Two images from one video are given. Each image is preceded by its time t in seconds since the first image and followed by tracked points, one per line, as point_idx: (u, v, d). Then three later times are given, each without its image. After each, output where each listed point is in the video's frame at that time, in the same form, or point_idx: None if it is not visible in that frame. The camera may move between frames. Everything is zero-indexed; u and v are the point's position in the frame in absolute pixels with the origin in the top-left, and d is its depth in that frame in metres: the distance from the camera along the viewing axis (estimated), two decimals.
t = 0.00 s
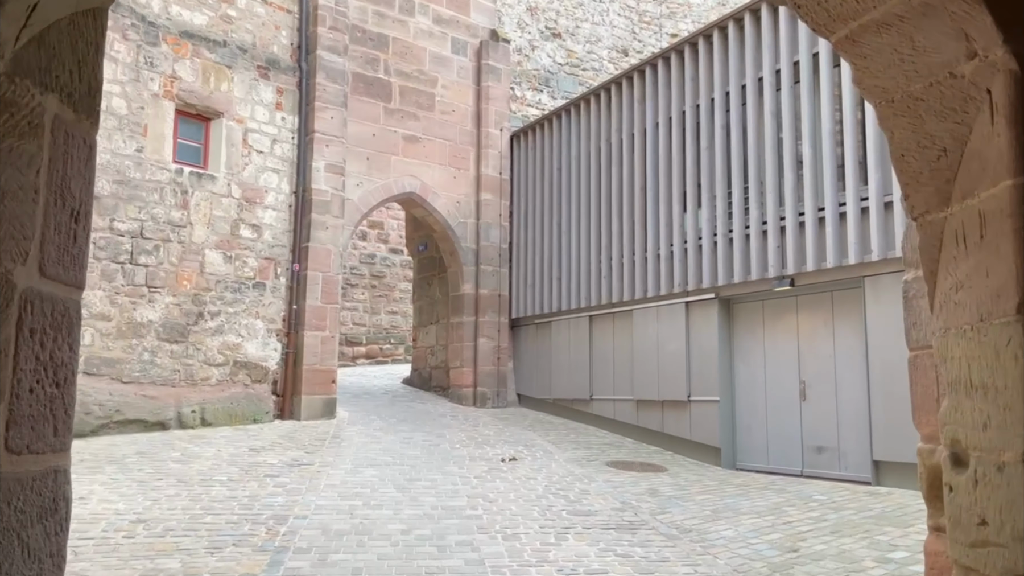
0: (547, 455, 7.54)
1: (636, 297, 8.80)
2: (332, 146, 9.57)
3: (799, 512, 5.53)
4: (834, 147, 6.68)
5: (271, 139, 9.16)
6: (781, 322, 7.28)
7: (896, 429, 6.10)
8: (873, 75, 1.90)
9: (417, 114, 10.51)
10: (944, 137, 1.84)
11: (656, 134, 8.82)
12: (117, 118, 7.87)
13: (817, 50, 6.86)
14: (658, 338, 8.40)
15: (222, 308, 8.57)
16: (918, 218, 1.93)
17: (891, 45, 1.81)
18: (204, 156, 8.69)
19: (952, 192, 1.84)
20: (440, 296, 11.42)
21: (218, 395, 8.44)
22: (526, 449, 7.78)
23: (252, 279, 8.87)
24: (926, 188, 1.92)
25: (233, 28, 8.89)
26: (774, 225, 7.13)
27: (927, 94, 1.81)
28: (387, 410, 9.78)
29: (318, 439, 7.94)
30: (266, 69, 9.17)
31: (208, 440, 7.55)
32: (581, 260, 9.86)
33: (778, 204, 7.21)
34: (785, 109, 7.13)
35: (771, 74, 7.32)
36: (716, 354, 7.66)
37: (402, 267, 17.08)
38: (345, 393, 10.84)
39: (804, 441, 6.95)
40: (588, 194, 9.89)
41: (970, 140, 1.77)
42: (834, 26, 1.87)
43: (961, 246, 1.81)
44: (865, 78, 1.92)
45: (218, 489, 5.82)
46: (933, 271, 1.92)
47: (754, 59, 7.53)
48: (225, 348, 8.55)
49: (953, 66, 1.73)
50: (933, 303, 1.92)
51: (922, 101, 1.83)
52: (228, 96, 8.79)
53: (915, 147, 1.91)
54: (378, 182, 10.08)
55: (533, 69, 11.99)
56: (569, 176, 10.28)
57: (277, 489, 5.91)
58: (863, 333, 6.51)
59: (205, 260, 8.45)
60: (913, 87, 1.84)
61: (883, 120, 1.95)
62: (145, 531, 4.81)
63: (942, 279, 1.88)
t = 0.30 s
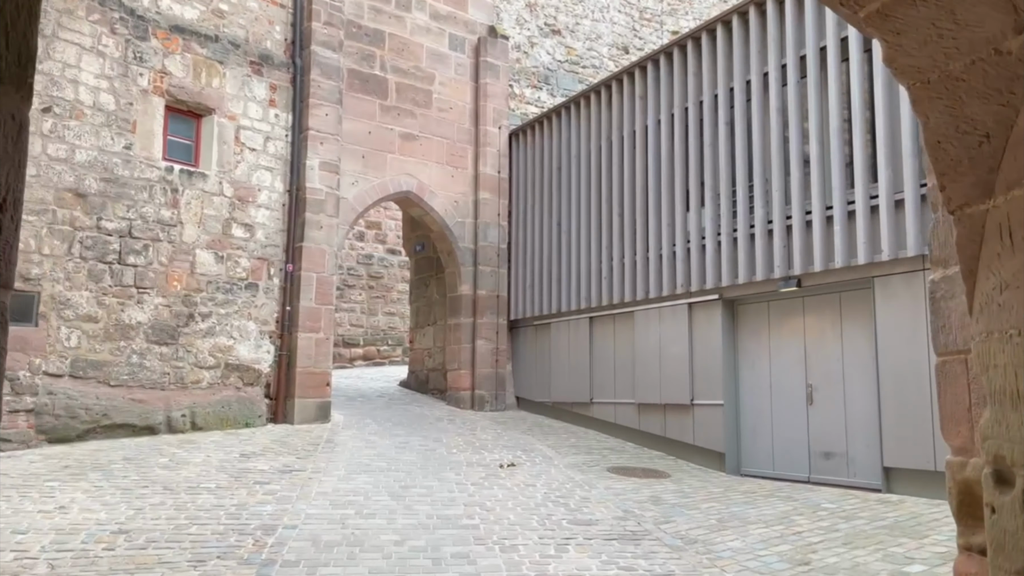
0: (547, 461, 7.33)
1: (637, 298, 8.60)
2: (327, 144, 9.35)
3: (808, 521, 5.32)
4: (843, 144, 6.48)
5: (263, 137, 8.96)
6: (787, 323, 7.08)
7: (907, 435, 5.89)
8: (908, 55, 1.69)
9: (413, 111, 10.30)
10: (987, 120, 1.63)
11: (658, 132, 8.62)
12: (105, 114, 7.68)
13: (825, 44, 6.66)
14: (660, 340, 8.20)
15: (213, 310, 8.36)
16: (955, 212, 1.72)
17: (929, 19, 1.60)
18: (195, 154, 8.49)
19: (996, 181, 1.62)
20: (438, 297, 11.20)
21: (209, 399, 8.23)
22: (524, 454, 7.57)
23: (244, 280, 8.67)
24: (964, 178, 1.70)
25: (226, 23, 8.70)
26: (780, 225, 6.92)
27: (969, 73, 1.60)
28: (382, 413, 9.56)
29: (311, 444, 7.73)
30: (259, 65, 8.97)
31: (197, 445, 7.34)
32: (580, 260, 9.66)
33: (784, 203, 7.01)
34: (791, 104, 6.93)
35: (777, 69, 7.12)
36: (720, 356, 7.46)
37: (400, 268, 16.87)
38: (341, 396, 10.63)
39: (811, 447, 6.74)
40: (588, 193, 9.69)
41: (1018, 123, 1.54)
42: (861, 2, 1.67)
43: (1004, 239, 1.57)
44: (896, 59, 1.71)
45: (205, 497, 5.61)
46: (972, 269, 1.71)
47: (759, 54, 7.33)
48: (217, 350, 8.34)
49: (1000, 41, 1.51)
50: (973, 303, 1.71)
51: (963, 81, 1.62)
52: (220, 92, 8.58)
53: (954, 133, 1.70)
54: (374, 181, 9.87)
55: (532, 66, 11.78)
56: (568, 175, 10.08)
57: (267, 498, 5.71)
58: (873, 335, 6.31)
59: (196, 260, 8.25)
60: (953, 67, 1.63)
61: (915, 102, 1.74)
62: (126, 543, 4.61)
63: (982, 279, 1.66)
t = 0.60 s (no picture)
0: (545, 468, 7.13)
1: (638, 300, 8.40)
2: (321, 143, 9.16)
3: (816, 533, 5.11)
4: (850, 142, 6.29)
5: (255, 135, 8.75)
6: (792, 326, 6.87)
7: (916, 443, 5.70)
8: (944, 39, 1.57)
9: (409, 110, 10.10)
10: None
11: (659, 130, 8.42)
12: (91, 111, 7.49)
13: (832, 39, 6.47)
14: (661, 344, 8.01)
15: (203, 312, 8.16)
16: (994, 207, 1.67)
17: None
18: (185, 153, 8.29)
19: None
20: (434, 299, 11.00)
21: (199, 404, 8.01)
22: (522, 460, 7.36)
23: (236, 281, 8.47)
24: (1003, 169, 1.65)
25: (217, 19, 8.50)
26: (785, 225, 6.72)
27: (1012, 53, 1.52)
28: (377, 418, 9.36)
29: (303, 450, 7.52)
30: (251, 62, 8.77)
31: (185, 452, 7.13)
32: (580, 261, 9.46)
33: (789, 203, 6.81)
34: (797, 101, 6.73)
35: (782, 65, 6.93)
36: (723, 360, 7.26)
37: (397, 269, 16.65)
38: (335, 400, 10.42)
39: (817, 454, 6.55)
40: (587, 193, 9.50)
41: None
42: None
43: None
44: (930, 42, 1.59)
45: (189, 507, 5.41)
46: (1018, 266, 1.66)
47: (764, 50, 7.14)
48: (207, 353, 8.14)
49: None
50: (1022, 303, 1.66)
51: (1006, 63, 1.54)
52: (211, 89, 8.38)
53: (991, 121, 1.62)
54: (369, 180, 9.66)
55: (531, 64, 11.57)
56: (567, 175, 9.88)
57: (254, 507, 5.50)
58: (881, 339, 6.11)
59: (185, 261, 8.04)
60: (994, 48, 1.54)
61: (951, 85, 1.64)
62: (103, 557, 4.40)
63: None
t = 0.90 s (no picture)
0: (543, 473, 6.91)
1: (639, 300, 8.18)
2: (314, 139, 8.94)
3: (827, 543, 4.88)
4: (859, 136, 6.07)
5: (247, 131, 8.53)
6: (799, 327, 6.65)
7: (928, 448, 5.48)
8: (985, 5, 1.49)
9: (405, 106, 9.88)
10: None
11: (661, 125, 8.20)
12: (76, 105, 7.27)
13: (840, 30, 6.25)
14: (663, 345, 7.79)
15: (192, 313, 7.94)
16: None
17: None
18: (175, 149, 8.07)
19: None
20: (431, 300, 10.78)
21: (187, 407, 7.79)
22: (520, 465, 7.14)
23: (227, 281, 8.25)
24: None
25: (207, 12, 8.29)
26: (792, 223, 6.51)
27: None
28: (372, 421, 9.13)
29: (294, 455, 7.30)
30: (243, 56, 8.55)
31: (172, 456, 6.91)
32: (580, 260, 9.24)
33: (796, 200, 6.59)
34: (804, 95, 6.51)
35: (789, 58, 6.71)
36: (727, 362, 7.05)
37: (395, 269, 16.43)
38: (330, 403, 10.20)
39: (824, 459, 6.33)
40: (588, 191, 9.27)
41: None
42: None
43: None
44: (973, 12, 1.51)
45: (172, 516, 5.19)
46: None
47: (769, 42, 6.92)
48: (196, 355, 7.91)
49: None
50: None
51: None
52: (201, 84, 8.17)
53: None
54: (364, 178, 9.44)
55: (530, 60, 11.34)
56: (567, 173, 9.66)
57: (240, 515, 5.28)
58: (892, 341, 5.89)
59: (174, 260, 7.83)
60: None
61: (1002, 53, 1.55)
62: (77, 569, 4.18)
63: None
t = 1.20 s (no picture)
0: (545, 480, 6.68)
1: (643, 301, 7.96)
2: (309, 136, 8.73)
3: (842, 556, 4.66)
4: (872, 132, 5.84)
5: (240, 127, 8.31)
6: (809, 329, 6.43)
7: (946, 456, 5.25)
8: None
9: (403, 102, 9.67)
10: None
11: (666, 121, 7.99)
12: (63, 100, 7.06)
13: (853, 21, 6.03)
14: (668, 348, 7.56)
15: (183, 314, 7.71)
16: None
17: None
18: (165, 146, 7.86)
19: None
20: (430, 301, 10.56)
21: (178, 411, 7.57)
22: (520, 472, 6.91)
23: (219, 281, 8.03)
24: None
25: (199, 5, 8.07)
26: (801, 221, 6.29)
27: None
28: (369, 425, 8.91)
29: (287, 461, 7.08)
30: (236, 51, 8.34)
31: (161, 463, 6.69)
32: (581, 260, 9.02)
33: (806, 198, 6.37)
34: (815, 89, 6.29)
35: (798, 51, 6.49)
36: (734, 365, 6.83)
37: (394, 271, 16.20)
38: (326, 406, 9.97)
39: (836, 466, 6.10)
40: (590, 189, 9.04)
41: None
42: None
43: None
44: None
45: (157, 527, 4.97)
46: None
47: (778, 35, 6.70)
48: (187, 357, 7.69)
49: None
50: None
51: None
52: (192, 79, 7.95)
53: None
54: (361, 176, 9.23)
55: (531, 57, 11.13)
56: (569, 171, 9.44)
57: (227, 526, 5.05)
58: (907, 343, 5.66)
59: (164, 260, 7.61)
60: None
61: None
62: None
63: None
